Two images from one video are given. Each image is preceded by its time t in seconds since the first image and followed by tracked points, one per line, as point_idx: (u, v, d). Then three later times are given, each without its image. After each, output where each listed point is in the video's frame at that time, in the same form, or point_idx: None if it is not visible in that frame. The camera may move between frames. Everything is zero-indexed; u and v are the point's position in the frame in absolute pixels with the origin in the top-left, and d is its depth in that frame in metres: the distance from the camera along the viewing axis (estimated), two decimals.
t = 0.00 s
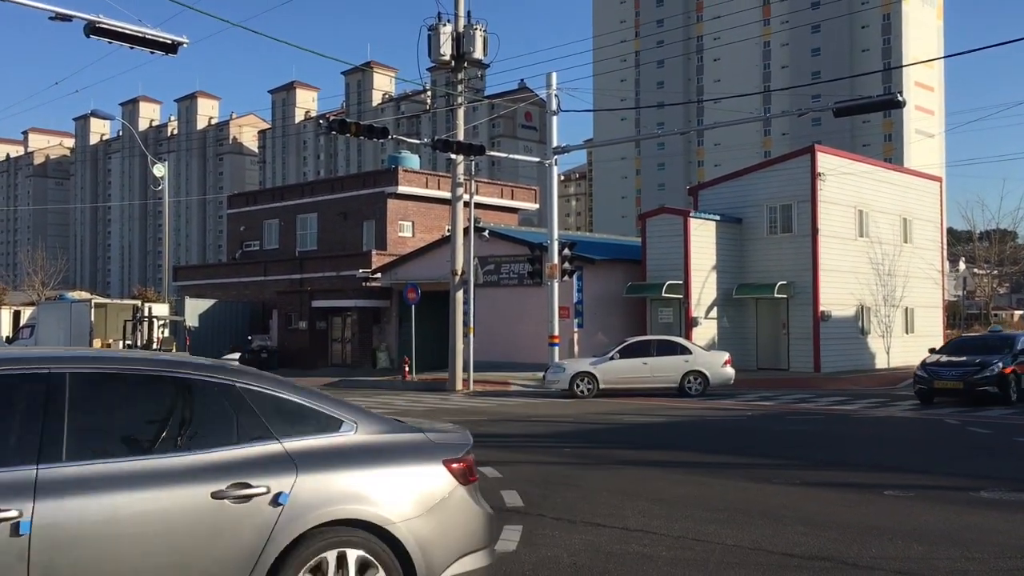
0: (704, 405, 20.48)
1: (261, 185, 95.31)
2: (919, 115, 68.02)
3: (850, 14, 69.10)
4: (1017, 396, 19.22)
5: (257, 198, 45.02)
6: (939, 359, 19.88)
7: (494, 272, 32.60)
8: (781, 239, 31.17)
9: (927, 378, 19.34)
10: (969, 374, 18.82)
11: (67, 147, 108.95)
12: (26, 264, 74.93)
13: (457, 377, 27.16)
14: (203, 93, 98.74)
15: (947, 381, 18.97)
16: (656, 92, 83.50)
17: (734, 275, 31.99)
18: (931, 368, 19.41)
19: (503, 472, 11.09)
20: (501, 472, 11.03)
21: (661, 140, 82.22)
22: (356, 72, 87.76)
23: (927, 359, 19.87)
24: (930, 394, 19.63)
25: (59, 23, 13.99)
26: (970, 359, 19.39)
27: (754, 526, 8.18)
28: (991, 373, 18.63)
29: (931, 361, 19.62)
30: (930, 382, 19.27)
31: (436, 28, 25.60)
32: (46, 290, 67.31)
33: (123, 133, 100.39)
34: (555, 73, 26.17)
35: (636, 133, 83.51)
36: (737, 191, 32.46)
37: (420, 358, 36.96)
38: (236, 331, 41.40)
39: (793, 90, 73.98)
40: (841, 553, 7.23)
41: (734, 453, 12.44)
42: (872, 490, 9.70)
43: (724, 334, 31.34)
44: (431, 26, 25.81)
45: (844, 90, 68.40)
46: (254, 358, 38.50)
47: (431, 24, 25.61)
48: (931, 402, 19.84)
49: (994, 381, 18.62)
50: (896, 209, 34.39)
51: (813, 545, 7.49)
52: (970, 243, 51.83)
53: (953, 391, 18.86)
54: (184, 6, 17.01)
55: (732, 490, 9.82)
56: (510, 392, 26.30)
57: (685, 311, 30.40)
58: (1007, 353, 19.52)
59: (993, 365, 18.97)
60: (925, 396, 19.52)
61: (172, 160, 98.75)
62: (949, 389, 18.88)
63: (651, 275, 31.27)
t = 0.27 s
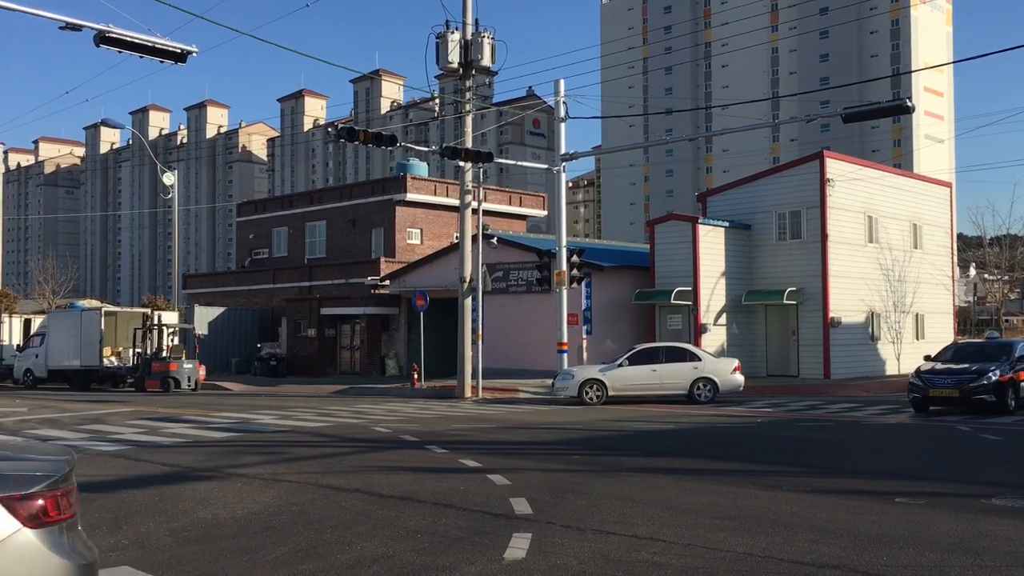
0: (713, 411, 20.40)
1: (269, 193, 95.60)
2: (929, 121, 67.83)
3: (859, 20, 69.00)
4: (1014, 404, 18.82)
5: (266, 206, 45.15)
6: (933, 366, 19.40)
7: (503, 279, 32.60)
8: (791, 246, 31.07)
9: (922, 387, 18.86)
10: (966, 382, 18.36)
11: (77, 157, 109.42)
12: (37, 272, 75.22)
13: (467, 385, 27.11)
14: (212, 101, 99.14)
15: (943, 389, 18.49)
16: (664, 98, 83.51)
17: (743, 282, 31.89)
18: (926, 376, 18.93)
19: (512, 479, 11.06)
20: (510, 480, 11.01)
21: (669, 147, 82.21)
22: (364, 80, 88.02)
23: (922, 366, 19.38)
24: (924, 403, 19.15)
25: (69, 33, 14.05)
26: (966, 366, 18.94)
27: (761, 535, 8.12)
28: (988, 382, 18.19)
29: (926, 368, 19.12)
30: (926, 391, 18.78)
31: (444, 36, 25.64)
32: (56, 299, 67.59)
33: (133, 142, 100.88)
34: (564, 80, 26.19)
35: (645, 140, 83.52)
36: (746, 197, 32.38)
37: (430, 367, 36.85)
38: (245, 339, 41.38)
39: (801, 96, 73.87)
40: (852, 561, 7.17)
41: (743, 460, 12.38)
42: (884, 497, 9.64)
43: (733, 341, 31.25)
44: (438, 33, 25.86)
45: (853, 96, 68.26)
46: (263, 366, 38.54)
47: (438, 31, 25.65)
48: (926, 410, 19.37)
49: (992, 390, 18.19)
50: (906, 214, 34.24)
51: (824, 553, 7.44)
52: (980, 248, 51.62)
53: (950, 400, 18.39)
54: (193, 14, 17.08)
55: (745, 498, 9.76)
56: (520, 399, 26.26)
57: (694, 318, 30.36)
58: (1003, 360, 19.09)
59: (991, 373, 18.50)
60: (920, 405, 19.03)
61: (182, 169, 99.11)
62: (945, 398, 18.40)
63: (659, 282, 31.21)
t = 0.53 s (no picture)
0: (724, 412, 20.36)
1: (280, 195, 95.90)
2: (940, 120, 67.51)
3: (870, 20, 68.73)
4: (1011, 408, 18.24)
5: (276, 208, 45.29)
6: (929, 369, 18.77)
7: (513, 281, 32.62)
8: (801, 246, 30.99)
9: (918, 390, 18.23)
10: (962, 385, 17.74)
11: (89, 158, 109.95)
12: (51, 273, 75.62)
13: (477, 386, 27.11)
14: (223, 104, 99.53)
15: (939, 392, 17.86)
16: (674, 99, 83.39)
17: (754, 283, 31.81)
18: (921, 378, 18.31)
19: (522, 481, 11.07)
20: (521, 482, 11.01)
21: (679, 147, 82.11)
22: (374, 82, 88.20)
23: (917, 369, 18.76)
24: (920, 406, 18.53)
25: (82, 36, 14.14)
26: (962, 369, 18.32)
27: (772, 536, 8.09)
28: (986, 385, 17.58)
29: (922, 371, 18.50)
30: (922, 394, 18.15)
31: (454, 38, 25.67)
32: (69, 300, 68.02)
33: (145, 144, 101.39)
34: (573, 81, 26.18)
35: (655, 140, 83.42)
36: (756, 198, 32.31)
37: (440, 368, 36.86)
38: (256, 340, 41.50)
39: (812, 96, 73.66)
40: (865, 563, 7.15)
41: (754, 461, 12.36)
42: (896, 499, 9.61)
43: (744, 341, 31.17)
44: (448, 35, 25.90)
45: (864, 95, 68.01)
46: (274, 368, 38.64)
47: (449, 33, 25.69)
48: (922, 414, 18.76)
49: (990, 393, 17.59)
50: (918, 215, 34.10)
51: (836, 555, 7.42)
52: (993, 248, 51.35)
53: (946, 403, 17.76)
54: (204, 17, 17.17)
55: (755, 500, 9.73)
56: (530, 401, 26.27)
57: (705, 318, 30.28)
58: (1000, 363, 18.50)
59: (988, 375, 17.96)
60: (916, 408, 18.41)
61: (193, 171, 99.50)
62: (942, 401, 17.78)
63: (670, 282, 31.16)
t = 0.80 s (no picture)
0: (731, 407, 20.31)
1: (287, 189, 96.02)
2: (948, 113, 67.25)
3: (877, 13, 68.44)
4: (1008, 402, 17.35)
5: (283, 203, 45.34)
6: (921, 363, 17.95)
7: (519, 275, 32.61)
8: (808, 240, 30.92)
9: (908, 386, 17.46)
10: (954, 380, 16.89)
11: (96, 154, 110.27)
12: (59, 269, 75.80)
13: (484, 380, 27.11)
14: (230, 99, 99.66)
15: (930, 389, 17.07)
16: (680, 92, 83.22)
17: (761, 277, 31.75)
18: (912, 373, 17.52)
19: (529, 475, 11.08)
20: (527, 476, 11.02)
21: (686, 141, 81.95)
22: (380, 77, 88.20)
23: (909, 363, 17.95)
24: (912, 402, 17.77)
25: (89, 32, 14.16)
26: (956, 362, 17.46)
27: (779, 530, 8.07)
28: (980, 379, 16.70)
29: (912, 365, 17.70)
30: (912, 389, 17.36)
31: (460, 32, 25.65)
32: (77, 295, 68.26)
33: (151, 140, 101.59)
34: (579, 75, 26.14)
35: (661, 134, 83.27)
36: (763, 192, 32.25)
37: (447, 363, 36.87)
38: (263, 335, 41.56)
39: (819, 89, 73.43)
40: (873, 557, 7.13)
41: (760, 455, 12.33)
42: (904, 493, 9.58)
43: (750, 336, 31.12)
44: (454, 29, 25.88)
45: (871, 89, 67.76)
46: (281, 362, 38.72)
47: (455, 27, 25.67)
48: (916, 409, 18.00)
49: (984, 388, 16.69)
50: (925, 209, 33.99)
51: (843, 549, 7.42)
52: (1001, 242, 51.16)
53: (937, 399, 16.97)
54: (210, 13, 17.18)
55: (763, 494, 9.71)
56: (537, 395, 26.28)
57: (712, 313, 30.24)
58: (997, 355, 17.56)
59: (982, 371, 16.92)
60: (907, 404, 17.64)
61: (200, 166, 99.66)
62: (932, 397, 16.99)
63: (676, 276, 31.09)
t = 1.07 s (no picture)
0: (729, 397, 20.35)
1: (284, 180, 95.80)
2: (946, 104, 67.22)
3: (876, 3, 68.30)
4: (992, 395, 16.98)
5: (280, 194, 45.27)
6: (901, 354, 17.49)
7: (517, 266, 32.62)
8: (806, 231, 30.93)
9: (888, 377, 16.99)
10: (935, 372, 16.44)
11: (92, 145, 110.00)
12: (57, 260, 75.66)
13: (482, 371, 27.14)
14: (227, 89, 99.35)
15: (910, 380, 16.61)
16: (678, 83, 83.13)
17: (758, 268, 31.76)
18: (892, 365, 17.05)
19: (527, 466, 11.11)
20: (525, 466, 11.06)
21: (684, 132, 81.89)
22: (377, 67, 87.94)
23: (889, 354, 17.49)
24: (892, 394, 17.31)
25: (86, 23, 14.13)
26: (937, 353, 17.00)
27: (776, 520, 8.12)
28: (961, 371, 16.25)
29: (893, 357, 17.24)
30: (891, 381, 16.93)
31: (458, 22, 25.58)
32: (74, 287, 68.15)
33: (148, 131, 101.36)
34: (577, 66, 26.08)
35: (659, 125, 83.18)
36: (761, 183, 32.24)
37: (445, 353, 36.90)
38: (261, 326, 41.56)
39: (817, 80, 73.35)
40: (868, 547, 7.18)
41: (757, 446, 12.38)
42: (900, 483, 9.63)
43: (748, 326, 31.16)
44: (452, 20, 25.79)
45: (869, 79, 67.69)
46: (279, 353, 38.79)
47: (452, 18, 25.59)
48: (896, 401, 17.57)
49: (965, 380, 16.24)
50: (923, 200, 33.99)
51: (839, 538, 7.46)
52: (999, 232, 51.18)
53: (917, 391, 16.51)
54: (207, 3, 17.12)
55: (760, 484, 9.75)
56: (535, 386, 26.34)
57: (710, 303, 30.28)
58: (978, 347, 17.12)
59: (963, 363, 16.50)
60: (887, 397, 17.19)
61: (197, 157, 99.38)
62: (912, 389, 16.54)
63: (674, 267, 31.11)
